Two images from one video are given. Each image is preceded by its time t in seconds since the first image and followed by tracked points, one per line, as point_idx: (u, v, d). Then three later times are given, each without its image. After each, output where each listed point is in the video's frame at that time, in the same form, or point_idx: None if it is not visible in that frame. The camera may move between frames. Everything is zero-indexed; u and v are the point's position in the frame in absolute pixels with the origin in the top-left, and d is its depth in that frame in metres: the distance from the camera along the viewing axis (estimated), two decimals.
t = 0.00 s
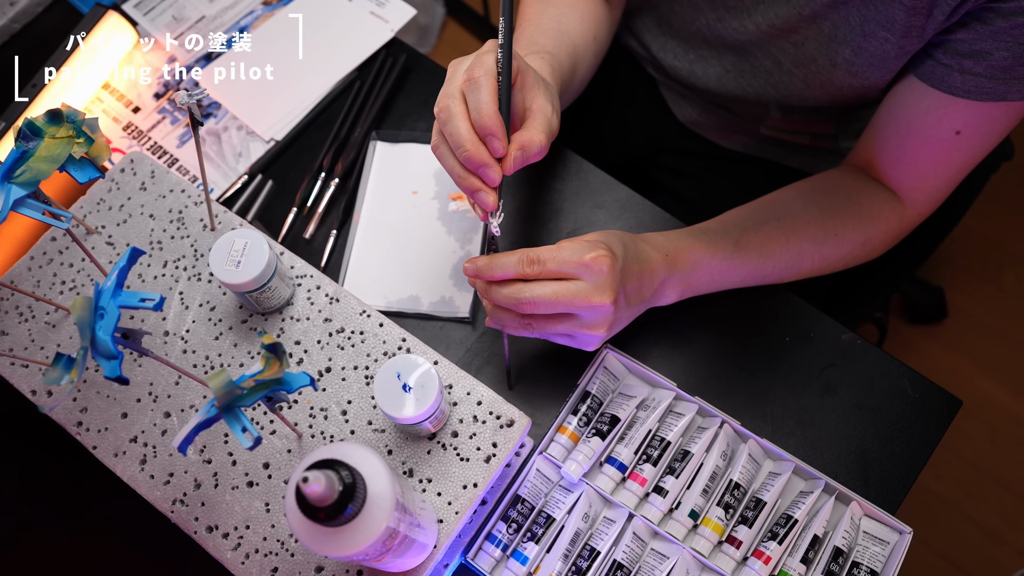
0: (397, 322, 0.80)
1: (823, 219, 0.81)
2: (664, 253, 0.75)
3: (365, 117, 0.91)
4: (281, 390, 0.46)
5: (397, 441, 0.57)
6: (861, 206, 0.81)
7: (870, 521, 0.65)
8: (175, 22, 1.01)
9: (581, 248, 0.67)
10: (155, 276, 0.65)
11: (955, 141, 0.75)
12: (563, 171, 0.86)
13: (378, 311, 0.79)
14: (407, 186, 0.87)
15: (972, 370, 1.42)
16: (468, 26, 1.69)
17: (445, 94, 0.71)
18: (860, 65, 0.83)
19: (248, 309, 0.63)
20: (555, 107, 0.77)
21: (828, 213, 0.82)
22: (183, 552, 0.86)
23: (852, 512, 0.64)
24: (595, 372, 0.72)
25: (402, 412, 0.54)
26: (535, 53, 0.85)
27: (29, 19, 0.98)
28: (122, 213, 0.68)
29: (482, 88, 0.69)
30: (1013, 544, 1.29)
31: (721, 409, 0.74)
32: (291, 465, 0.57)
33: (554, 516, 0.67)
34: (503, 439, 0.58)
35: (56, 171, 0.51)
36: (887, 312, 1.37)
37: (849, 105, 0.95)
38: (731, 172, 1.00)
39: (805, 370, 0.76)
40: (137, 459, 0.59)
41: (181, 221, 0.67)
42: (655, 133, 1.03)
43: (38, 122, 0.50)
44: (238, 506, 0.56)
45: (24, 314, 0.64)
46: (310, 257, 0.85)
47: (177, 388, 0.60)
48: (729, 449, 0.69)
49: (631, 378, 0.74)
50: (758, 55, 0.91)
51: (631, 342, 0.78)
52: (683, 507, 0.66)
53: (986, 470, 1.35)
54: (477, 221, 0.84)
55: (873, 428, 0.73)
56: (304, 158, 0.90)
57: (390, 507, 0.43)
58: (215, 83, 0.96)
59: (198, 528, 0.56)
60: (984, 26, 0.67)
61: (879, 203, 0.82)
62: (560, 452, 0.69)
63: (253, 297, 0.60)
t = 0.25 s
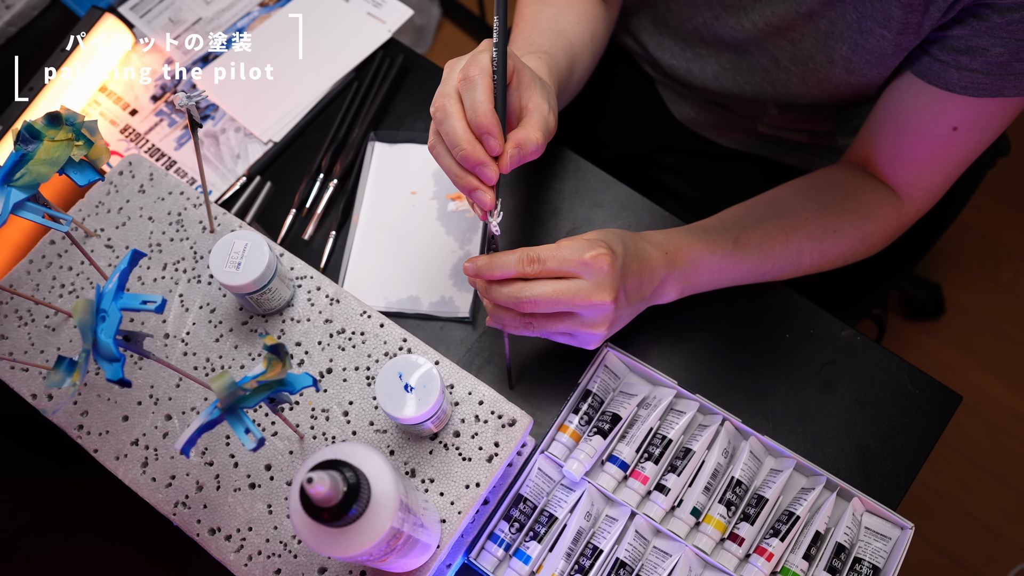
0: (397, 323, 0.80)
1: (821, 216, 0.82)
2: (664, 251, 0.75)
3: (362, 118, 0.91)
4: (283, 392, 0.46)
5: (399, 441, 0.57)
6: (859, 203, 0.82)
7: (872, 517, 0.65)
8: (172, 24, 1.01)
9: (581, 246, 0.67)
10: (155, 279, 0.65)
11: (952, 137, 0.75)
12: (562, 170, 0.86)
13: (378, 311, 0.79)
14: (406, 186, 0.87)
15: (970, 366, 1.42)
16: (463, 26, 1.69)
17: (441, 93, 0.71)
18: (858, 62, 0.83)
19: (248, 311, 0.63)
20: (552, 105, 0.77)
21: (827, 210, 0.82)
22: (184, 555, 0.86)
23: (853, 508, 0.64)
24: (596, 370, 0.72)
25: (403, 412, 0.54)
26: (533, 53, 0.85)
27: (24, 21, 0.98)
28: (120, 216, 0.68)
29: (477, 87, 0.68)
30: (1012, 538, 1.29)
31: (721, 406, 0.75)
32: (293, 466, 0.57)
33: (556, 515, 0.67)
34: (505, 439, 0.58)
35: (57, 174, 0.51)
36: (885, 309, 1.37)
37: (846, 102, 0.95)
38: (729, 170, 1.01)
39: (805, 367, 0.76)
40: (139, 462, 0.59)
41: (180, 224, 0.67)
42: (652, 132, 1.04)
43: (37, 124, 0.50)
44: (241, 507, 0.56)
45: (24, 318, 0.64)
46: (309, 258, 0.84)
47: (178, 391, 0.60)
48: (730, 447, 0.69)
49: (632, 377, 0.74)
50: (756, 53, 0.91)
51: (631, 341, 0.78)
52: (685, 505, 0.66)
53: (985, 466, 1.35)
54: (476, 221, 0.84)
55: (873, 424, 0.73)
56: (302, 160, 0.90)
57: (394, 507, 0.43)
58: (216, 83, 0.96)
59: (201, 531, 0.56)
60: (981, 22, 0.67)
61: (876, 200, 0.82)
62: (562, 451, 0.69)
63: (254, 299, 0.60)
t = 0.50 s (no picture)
0: (397, 323, 0.80)
1: (820, 213, 0.82)
2: (664, 249, 0.75)
3: (361, 119, 0.91)
4: (286, 393, 0.46)
5: (401, 441, 0.57)
6: (858, 199, 0.82)
7: (873, 513, 0.65)
8: (169, 26, 1.00)
9: (581, 245, 0.67)
10: (155, 281, 0.65)
11: (950, 133, 0.76)
12: (561, 169, 0.86)
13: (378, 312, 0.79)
14: (404, 186, 0.87)
15: (968, 361, 1.43)
16: (459, 26, 1.69)
17: (440, 96, 0.72)
18: (855, 59, 0.83)
19: (248, 313, 0.63)
20: (551, 105, 0.77)
21: (825, 207, 0.82)
22: (185, 557, 0.86)
23: (855, 505, 0.64)
24: (597, 369, 0.72)
25: (405, 412, 0.54)
26: (531, 52, 0.86)
27: (20, 25, 0.97)
28: (119, 218, 0.67)
29: (476, 89, 0.68)
30: (1011, 533, 1.30)
31: (722, 404, 0.75)
32: (295, 468, 0.57)
33: (559, 514, 0.67)
34: (507, 439, 0.58)
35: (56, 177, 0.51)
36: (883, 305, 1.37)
37: (844, 99, 0.96)
38: (727, 168, 1.01)
39: (805, 363, 0.76)
40: (141, 465, 0.58)
41: (179, 226, 0.67)
42: (650, 131, 1.04)
43: (36, 127, 0.50)
44: (243, 509, 0.56)
45: (23, 321, 0.64)
46: (308, 259, 0.84)
47: (179, 393, 0.60)
48: (731, 445, 0.69)
49: (632, 375, 0.74)
50: (753, 51, 0.92)
51: (631, 339, 0.79)
52: (687, 502, 0.66)
53: (984, 461, 1.35)
54: (476, 221, 0.84)
55: (874, 420, 0.74)
56: (300, 161, 0.90)
57: (398, 507, 0.43)
58: (216, 84, 0.96)
59: (203, 533, 0.56)
60: (977, 18, 0.67)
61: (875, 196, 0.82)
62: (564, 450, 0.69)
63: (254, 301, 0.60)
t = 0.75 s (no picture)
0: (397, 324, 0.80)
1: (819, 210, 0.82)
2: (664, 247, 0.75)
3: (359, 120, 0.91)
4: (289, 394, 0.46)
5: (403, 441, 0.57)
6: (856, 196, 0.82)
7: (875, 509, 0.65)
8: (165, 29, 1.00)
9: (582, 244, 0.67)
10: (154, 284, 0.65)
11: (947, 129, 0.76)
12: (559, 168, 0.86)
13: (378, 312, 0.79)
14: (403, 187, 0.86)
15: (966, 357, 1.43)
16: (455, 27, 1.69)
17: (439, 94, 0.72)
18: (852, 56, 0.83)
19: (249, 314, 0.63)
20: (550, 103, 0.77)
21: (824, 205, 0.82)
22: (186, 560, 0.86)
23: (857, 501, 0.64)
24: (598, 368, 0.72)
25: (405, 412, 0.54)
26: (529, 52, 0.85)
27: (17, 28, 0.97)
28: (119, 221, 0.67)
29: (475, 86, 0.68)
30: (1010, 528, 1.30)
31: (723, 401, 0.75)
32: (297, 469, 0.57)
33: (561, 513, 0.67)
34: (509, 438, 0.58)
35: (56, 179, 0.51)
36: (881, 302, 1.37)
37: (841, 96, 0.96)
38: (725, 166, 1.01)
39: (805, 360, 0.76)
40: (142, 467, 0.58)
41: (179, 228, 0.67)
42: (648, 129, 1.04)
43: (35, 130, 0.50)
44: (245, 511, 0.56)
45: (23, 325, 0.64)
46: (308, 260, 0.84)
47: (180, 395, 0.60)
48: (733, 442, 0.69)
49: (633, 373, 0.74)
50: (750, 49, 0.92)
51: (631, 338, 0.79)
52: (689, 500, 0.66)
53: (982, 456, 1.36)
54: (475, 220, 0.84)
55: (874, 417, 0.74)
56: (299, 162, 0.90)
57: (402, 507, 0.43)
58: (216, 83, 0.96)
59: (205, 535, 0.56)
60: (973, 15, 0.68)
61: (873, 193, 0.82)
62: (565, 449, 0.69)
63: (255, 302, 0.60)
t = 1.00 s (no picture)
0: (398, 324, 0.80)
1: (818, 207, 0.82)
2: (664, 245, 0.75)
3: (357, 121, 0.91)
4: (292, 395, 0.46)
5: (405, 442, 0.57)
6: (854, 193, 0.82)
7: (876, 505, 0.65)
8: (162, 31, 1.00)
9: (582, 243, 0.67)
10: (154, 286, 0.65)
11: (944, 125, 0.76)
12: (558, 168, 0.86)
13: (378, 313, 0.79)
14: (402, 187, 0.86)
15: (964, 353, 1.43)
16: (451, 27, 1.69)
17: (438, 93, 0.71)
18: (850, 53, 0.83)
19: (249, 316, 0.63)
20: (549, 102, 0.77)
21: (822, 202, 0.82)
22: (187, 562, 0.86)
23: (858, 497, 0.65)
24: (598, 366, 0.72)
25: (406, 413, 0.54)
26: (527, 51, 0.86)
27: (13, 32, 0.97)
28: (117, 224, 0.67)
29: (474, 85, 0.68)
30: (1008, 523, 1.31)
31: (724, 399, 0.75)
32: (299, 470, 0.57)
33: (563, 512, 0.67)
34: (511, 437, 0.58)
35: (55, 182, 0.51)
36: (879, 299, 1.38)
37: (839, 93, 0.96)
38: (723, 164, 1.01)
39: (805, 357, 0.76)
40: (144, 470, 0.58)
41: (178, 230, 0.67)
42: (645, 128, 1.04)
43: (34, 133, 0.50)
44: (248, 513, 0.56)
45: (22, 328, 0.64)
46: (307, 262, 0.84)
47: (181, 398, 0.60)
48: (734, 439, 0.69)
49: (634, 372, 0.74)
50: (748, 47, 0.92)
51: (631, 336, 0.79)
52: (691, 498, 0.66)
53: (981, 451, 1.36)
54: (474, 220, 0.84)
55: (875, 413, 0.74)
56: (297, 163, 0.90)
57: (406, 507, 0.43)
58: (216, 83, 0.96)
59: (208, 537, 0.56)
60: (970, 11, 0.68)
61: (871, 189, 0.82)
62: (566, 448, 0.69)
63: (255, 304, 0.59)
